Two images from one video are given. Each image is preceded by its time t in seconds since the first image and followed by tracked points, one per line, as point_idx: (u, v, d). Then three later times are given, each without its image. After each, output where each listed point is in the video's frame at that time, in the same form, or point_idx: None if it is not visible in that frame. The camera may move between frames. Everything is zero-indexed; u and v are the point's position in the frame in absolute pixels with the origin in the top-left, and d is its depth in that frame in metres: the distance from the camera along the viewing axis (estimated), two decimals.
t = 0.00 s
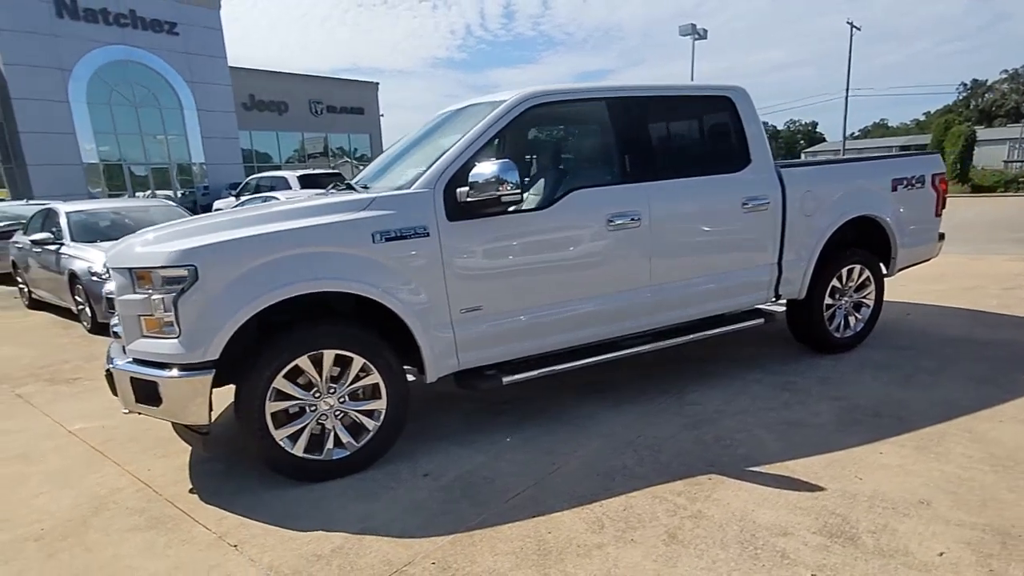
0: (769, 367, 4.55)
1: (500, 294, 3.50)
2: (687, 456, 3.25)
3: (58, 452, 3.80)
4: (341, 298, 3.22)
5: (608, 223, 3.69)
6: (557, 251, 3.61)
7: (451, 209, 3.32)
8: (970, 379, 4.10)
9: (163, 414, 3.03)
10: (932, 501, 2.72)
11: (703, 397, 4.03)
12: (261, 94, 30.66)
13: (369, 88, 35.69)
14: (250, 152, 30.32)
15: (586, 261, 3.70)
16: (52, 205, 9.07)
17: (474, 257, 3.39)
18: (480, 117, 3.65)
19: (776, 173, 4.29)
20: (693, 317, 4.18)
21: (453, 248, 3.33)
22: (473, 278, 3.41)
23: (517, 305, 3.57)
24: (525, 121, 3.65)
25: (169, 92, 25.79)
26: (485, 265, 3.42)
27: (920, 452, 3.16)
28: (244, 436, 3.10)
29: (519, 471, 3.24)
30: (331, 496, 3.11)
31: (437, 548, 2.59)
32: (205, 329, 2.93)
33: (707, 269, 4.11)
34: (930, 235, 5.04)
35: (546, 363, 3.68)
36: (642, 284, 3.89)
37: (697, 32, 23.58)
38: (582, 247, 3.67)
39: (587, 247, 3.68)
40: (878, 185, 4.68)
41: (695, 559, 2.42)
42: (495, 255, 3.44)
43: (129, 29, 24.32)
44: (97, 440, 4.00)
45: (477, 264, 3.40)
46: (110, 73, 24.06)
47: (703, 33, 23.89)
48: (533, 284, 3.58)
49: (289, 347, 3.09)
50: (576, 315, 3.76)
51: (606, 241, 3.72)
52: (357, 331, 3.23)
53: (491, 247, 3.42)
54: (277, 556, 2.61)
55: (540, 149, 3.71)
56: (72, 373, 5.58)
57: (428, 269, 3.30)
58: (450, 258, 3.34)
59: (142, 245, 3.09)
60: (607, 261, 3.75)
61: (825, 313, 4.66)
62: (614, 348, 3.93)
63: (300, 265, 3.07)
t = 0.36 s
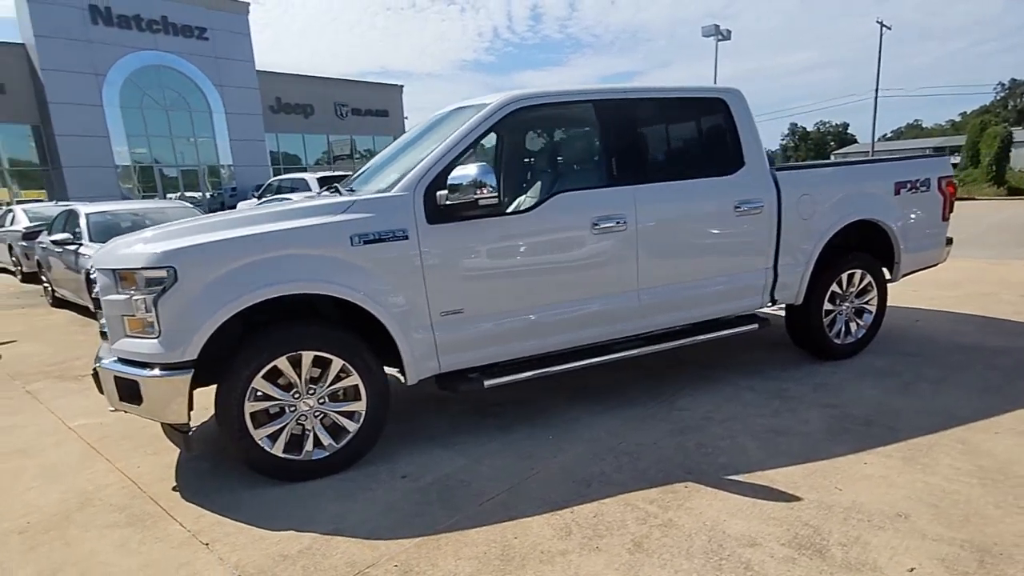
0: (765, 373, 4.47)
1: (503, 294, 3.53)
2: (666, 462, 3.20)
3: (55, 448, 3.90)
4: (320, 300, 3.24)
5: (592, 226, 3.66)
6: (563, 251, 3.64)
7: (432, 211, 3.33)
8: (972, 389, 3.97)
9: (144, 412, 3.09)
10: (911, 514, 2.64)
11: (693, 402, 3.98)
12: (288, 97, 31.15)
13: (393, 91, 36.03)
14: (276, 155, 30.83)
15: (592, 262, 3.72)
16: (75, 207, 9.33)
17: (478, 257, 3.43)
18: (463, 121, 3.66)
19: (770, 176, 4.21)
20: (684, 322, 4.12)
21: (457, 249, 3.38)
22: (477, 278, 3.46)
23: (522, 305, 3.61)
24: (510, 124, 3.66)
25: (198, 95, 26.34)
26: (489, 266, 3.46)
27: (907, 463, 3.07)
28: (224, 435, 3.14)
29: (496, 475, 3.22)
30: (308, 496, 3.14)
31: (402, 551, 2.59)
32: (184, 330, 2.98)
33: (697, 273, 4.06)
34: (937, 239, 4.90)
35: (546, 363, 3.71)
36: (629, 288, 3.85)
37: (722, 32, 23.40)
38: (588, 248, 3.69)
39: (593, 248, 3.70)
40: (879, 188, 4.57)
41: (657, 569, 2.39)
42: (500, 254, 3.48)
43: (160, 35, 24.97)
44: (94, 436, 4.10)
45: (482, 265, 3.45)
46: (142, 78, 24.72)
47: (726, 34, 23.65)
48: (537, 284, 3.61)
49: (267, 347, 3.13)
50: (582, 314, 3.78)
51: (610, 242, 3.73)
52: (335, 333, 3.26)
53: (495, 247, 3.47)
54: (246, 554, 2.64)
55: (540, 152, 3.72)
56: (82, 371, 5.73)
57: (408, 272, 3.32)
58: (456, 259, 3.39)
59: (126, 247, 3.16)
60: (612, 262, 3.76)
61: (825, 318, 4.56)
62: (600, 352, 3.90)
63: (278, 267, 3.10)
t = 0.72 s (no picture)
0: (762, 378, 4.39)
1: (504, 294, 3.58)
2: (647, 468, 3.17)
3: (56, 443, 4.01)
4: (303, 302, 3.28)
5: (580, 228, 3.64)
6: (568, 252, 3.66)
7: (413, 214, 3.34)
8: (974, 397, 3.85)
9: (129, 410, 3.15)
10: (889, 526, 2.57)
11: (684, 407, 3.93)
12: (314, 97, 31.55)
13: (418, 91, 36.27)
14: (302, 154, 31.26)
15: (600, 262, 3.74)
16: (97, 207, 9.56)
17: (483, 257, 3.49)
18: (450, 123, 3.65)
19: (767, 177, 4.13)
20: (675, 326, 4.07)
21: (464, 248, 3.45)
22: (484, 278, 3.52)
23: (520, 305, 3.64)
24: (497, 126, 3.66)
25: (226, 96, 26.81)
26: (492, 265, 3.52)
27: (893, 473, 2.99)
28: (207, 434, 3.19)
29: (476, 477, 3.23)
30: (289, 495, 3.18)
31: (371, 552, 2.61)
32: (167, 330, 3.03)
33: (689, 277, 4.00)
34: (946, 241, 4.77)
35: (542, 364, 3.73)
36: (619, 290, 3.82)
37: (747, 29, 23.12)
38: (597, 248, 3.71)
39: (601, 248, 3.72)
40: (883, 190, 4.45)
41: None
42: (508, 254, 3.53)
43: (190, 37, 25.49)
44: (95, 431, 4.20)
45: (487, 264, 3.51)
46: (172, 79, 25.26)
47: (751, 31, 23.35)
48: (539, 284, 3.64)
49: (250, 348, 3.18)
50: (586, 314, 3.80)
51: (616, 241, 3.74)
52: (316, 334, 3.29)
53: (499, 247, 3.52)
54: (219, 552, 2.68)
55: (539, 153, 3.78)
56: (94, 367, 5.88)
57: (390, 273, 3.34)
58: (462, 259, 3.46)
59: (116, 248, 3.24)
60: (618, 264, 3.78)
61: (825, 323, 4.47)
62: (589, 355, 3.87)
63: (260, 269, 3.13)
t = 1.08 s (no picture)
0: (768, 380, 4.30)
1: (515, 293, 3.62)
2: (633, 469, 3.15)
3: (75, 435, 4.20)
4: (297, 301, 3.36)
5: (574, 228, 3.62)
6: (582, 250, 3.67)
7: (405, 215, 3.39)
8: (988, 403, 3.69)
9: (131, 404, 3.27)
10: (873, 534, 2.49)
11: (682, 409, 3.88)
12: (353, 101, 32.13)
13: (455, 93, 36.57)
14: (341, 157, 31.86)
15: (608, 262, 3.73)
16: (137, 210, 9.90)
17: (499, 254, 3.54)
18: (445, 124, 3.68)
19: (772, 174, 4.04)
20: (675, 327, 4.02)
21: (482, 245, 3.51)
22: (496, 276, 3.57)
23: (517, 304, 3.65)
24: (492, 127, 3.67)
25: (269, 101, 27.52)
26: (508, 263, 3.56)
27: (887, 480, 2.89)
28: (204, 428, 3.29)
29: (463, 476, 3.25)
30: (281, 489, 3.26)
31: (348, 547, 2.66)
32: (167, 327, 3.14)
33: (689, 277, 3.94)
34: (965, 241, 4.60)
35: (538, 363, 3.74)
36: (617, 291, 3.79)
37: (789, 24, 22.66)
38: (606, 248, 3.70)
39: (611, 248, 3.71)
40: (897, 188, 4.31)
41: None
42: (523, 252, 3.57)
43: (235, 45, 26.24)
44: (112, 425, 4.38)
45: (501, 262, 3.56)
46: (218, 86, 26.04)
47: (792, 26, 22.85)
48: (552, 283, 3.67)
49: (245, 346, 3.27)
50: (600, 312, 3.80)
51: (630, 238, 3.74)
52: (309, 333, 3.37)
53: (516, 245, 3.56)
54: (206, 542, 2.78)
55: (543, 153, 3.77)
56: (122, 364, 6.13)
57: (381, 273, 3.39)
58: (475, 257, 3.52)
59: (121, 249, 3.37)
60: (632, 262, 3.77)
61: (835, 324, 4.35)
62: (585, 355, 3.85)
63: (254, 269, 3.22)
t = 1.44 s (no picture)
0: (765, 385, 4.21)
1: (520, 291, 3.64)
2: (611, 472, 3.12)
3: (80, 424, 4.33)
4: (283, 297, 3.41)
5: (561, 228, 3.58)
6: (592, 246, 3.67)
7: (391, 214, 3.40)
8: (990, 414, 3.56)
9: (123, 396, 3.36)
10: (843, 548, 2.43)
11: (672, 412, 3.83)
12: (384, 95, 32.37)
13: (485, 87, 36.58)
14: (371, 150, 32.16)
15: (616, 260, 3.72)
16: (164, 203, 10.15)
17: (510, 251, 3.56)
18: (434, 122, 3.66)
19: (770, 174, 3.94)
20: (667, 328, 3.96)
21: (499, 240, 3.54)
22: (506, 272, 3.59)
23: (509, 302, 3.65)
24: (482, 125, 3.64)
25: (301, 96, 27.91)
26: (520, 259, 3.58)
27: (868, 492, 2.81)
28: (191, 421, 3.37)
29: (442, 474, 3.27)
30: (264, 482, 3.32)
31: (318, 542, 2.70)
32: (155, 322, 3.21)
33: (682, 278, 3.88)
34: (979, 244, 4.42)
35: (525, 363, 3.73)
36: (605, 291, 3.75)
37: (825, 16, 22.09)
38: (613, 244, 3.69)
39: (619, 244, 3.70)
40: (904, 188, 4.16)
41: None
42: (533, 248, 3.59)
43: (269, 40, 26.63)
44: (117, 414, 4.51)
45: (512, 258, 3.58)
46: (252, 80, 26.49)
47: (829, 17, 22.21)
48: (559, 280, 3.68)
49: (231, 342, 3.33)
50: (604, 310, 3.81)
51: (643, 234, 3.72)
52: (294, 329, 3.41)
53: (531, 241, 3.58)
54: (184, 533, 2.85)
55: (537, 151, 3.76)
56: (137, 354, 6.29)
57: (366, 271, 3.41)
58: (488, 252, 3.54)
59: (115, 245, 3.45)
60: (643, 258, 3.76)
61: (836, 329, 4.24)
62: (573, 356, 3.82)
63: (240, 266, 3.27)
